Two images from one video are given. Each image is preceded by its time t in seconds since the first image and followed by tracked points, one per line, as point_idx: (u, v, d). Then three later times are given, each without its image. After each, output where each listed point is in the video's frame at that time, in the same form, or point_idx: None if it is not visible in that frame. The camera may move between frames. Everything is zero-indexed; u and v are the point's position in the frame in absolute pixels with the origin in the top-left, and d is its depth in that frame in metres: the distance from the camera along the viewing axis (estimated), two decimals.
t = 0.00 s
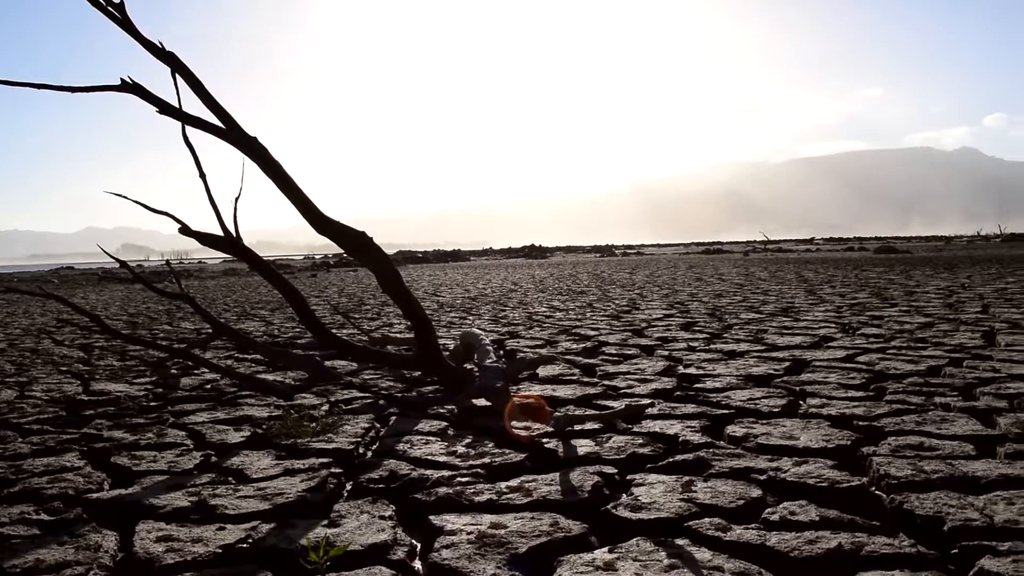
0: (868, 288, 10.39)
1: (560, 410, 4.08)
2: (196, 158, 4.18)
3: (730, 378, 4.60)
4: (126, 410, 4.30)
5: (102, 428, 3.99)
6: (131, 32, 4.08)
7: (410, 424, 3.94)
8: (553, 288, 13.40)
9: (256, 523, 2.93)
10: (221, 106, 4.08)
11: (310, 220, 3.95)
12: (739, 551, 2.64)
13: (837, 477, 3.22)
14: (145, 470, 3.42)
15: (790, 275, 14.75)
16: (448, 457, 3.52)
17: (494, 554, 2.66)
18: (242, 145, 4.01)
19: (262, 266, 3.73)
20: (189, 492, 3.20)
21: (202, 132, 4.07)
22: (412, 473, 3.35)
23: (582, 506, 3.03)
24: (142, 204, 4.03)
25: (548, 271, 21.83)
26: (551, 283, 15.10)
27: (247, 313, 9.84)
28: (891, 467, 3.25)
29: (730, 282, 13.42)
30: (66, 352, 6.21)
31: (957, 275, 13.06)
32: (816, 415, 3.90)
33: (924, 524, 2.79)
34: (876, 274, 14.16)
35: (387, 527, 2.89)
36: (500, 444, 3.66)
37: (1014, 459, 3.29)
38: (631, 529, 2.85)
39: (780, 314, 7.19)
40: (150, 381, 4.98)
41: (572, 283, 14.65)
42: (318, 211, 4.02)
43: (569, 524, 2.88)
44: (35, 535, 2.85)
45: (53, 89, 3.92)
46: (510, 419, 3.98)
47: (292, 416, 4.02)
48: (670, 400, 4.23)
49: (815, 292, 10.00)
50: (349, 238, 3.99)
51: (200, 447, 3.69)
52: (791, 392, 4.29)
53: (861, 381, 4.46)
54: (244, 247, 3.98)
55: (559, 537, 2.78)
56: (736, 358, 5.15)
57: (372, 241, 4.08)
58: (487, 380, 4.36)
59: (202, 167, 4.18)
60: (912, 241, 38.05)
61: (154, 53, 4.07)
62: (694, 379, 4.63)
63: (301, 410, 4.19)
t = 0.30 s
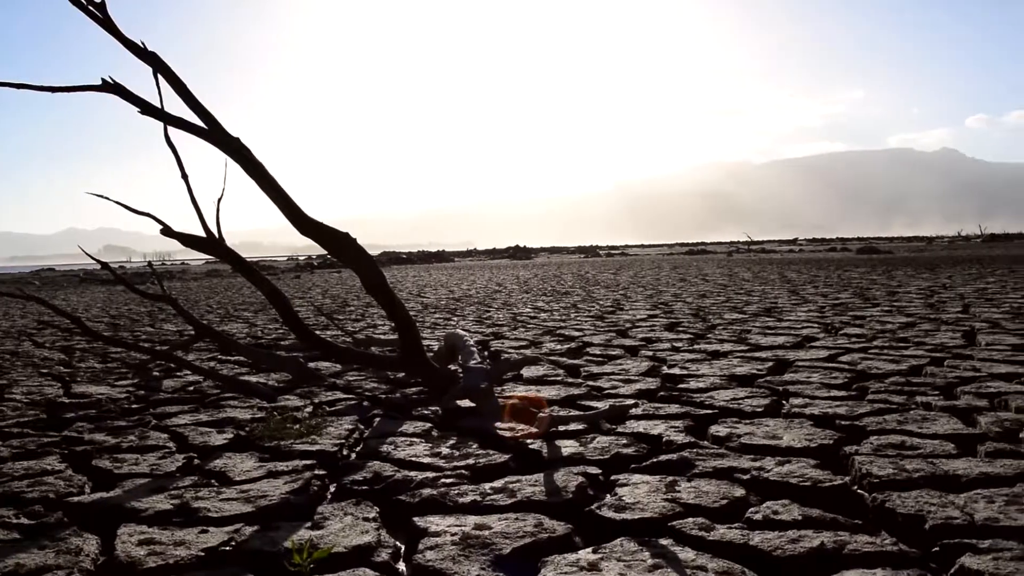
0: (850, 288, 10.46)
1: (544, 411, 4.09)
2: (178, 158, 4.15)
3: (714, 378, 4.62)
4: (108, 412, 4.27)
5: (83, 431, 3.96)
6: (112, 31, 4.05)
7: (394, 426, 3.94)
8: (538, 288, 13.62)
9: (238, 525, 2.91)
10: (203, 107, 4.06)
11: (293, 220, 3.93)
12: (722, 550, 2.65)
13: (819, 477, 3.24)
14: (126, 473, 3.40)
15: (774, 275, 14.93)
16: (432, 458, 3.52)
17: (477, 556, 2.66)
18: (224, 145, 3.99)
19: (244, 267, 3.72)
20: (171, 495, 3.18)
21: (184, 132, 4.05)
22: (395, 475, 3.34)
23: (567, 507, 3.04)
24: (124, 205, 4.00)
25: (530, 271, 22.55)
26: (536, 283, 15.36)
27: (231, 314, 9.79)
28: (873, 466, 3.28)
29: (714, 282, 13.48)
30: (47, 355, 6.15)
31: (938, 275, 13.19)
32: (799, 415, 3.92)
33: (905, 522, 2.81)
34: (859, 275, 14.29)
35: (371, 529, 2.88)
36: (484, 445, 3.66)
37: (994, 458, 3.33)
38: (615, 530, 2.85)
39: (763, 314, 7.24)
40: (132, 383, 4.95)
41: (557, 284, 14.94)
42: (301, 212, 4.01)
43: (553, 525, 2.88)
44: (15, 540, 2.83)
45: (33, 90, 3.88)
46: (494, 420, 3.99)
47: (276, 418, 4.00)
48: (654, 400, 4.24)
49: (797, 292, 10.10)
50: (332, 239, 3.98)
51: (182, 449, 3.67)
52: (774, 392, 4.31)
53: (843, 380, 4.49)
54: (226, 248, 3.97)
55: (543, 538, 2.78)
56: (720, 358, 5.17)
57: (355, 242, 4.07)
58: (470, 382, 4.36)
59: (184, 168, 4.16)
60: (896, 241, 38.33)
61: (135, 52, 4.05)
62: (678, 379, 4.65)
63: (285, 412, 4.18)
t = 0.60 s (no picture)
0: (831, 288, 10.54)
1: (528, 412, 4.09)
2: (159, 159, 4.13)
3: (696, 378, 4.64)
4: (88, 415, 4.24)
5: (63, 434, 3.93)
6: (92, 31, 4.02)
7: (377, 427, 3.93)
8: (521, 288, 13.92)
9: (220, 529, 2.90)
10: (184, 107, 4.04)
11: (275, 221, 3.92)
12: (704, 550, 2.66)
13: (800, 476, 3.26)
14: (107, 476, 3.37)
15: (755, 275, 15.29)
16: (415, 460, 3.51)
17: (461, 557, 2.66)
18: (205, 146, 3.97)
19: (227, 269, 3.70)
20: (152, 498, 3.16)
21: (165, 133, 4.03)
22: (378, 477, 3.34)
23: (550, 507, 3.04)
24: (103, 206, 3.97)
25: (515, 271, 23.29)
26: (518, 283, 15.71)
27: (213, 316, 9.74)
28: (854, 465, 3.30)
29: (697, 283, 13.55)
30: (26, 357, 6.10)
31: (918, 275, 13.32)
32: (781, 414, 3.95)
33: (886, 521, 2.83)
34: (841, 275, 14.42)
35: (354, 531, 2.88)
36: (467, 446, 3.66)
37: (974, 456, 3.36)
38: (598, 530, 2.86)
39: (746, 314, 7.28)
40: (113, 386, 4.91)
41: (541, 284, 15.29)
42: (283, 213, 4.00)
43: (537, 526, 2.89)
44: None
45: (12, 89, 3.85)
46: (477, 421, 3.99)
47: (258, 420, 3.99)
48: (637, 401, 4.26)
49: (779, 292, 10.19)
50: (315, 240, 3.97)
51: (163, 452, 3.65)
52: (756, 392, 4.34)
53: (825, 380, 4.52)
54: (208, 250, 3.95)
55: (526, 539, 2.78)
56: (702, 358, 5.20)
57: (338, 243, 4.06)
58: (454, 383, 4.36)
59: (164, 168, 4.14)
60: (880, 241, 38.62)
61: (115, 52, 4.02)
62: (661, 379, 4.66)
63: (267, 414, 4.16)
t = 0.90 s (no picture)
0: (813, 288, 10.62)
1: (510, 413, 4.10)
2: (139, 159, 4.11)
3: (678, 378, 4.66)
4: (67, 418, 4.21)
5: (41, 437, 3.89)
6: (71, 31, 3.99)
7: (360, 429, 3.92)
8: (503, 288, 14.18)
9: (201, 531, 2.88)
10: (164, 108, 4.02)
11: (256, 222, 3.90)
12: (686, 549, 2.67)
13: (782, 475, 3.28)
14: (86, 480, 3.35)
15: (738, 275, 15.37)
16: (397, 461, 3.51)
17: (443, 558, 2.66)
18: (186, 146, 3.94)
19: (207, 270, 3.68)
20: (133, 502, 3.13)
21: (144, 133, 4.00)
22: (361, 478, 3.33)
23: (533, 508, 3.05)
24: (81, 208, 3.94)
25: (499, 271, 23.72)
26: (500, 283, 16.01)
27: (195, 318, 9.67)
28: (835, 463, 3.33)
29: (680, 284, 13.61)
30: (3, 360, 6.03)
31: (898, 275, 13.45)
32: (762, 414, 3.97)
33: (866, 519, 2.85)
34: (822, 275, 14.52)
35: (336, 533, 2.87)
36: (450, 447, 3.66)
37: (952, 454, 3.39)
38: (581, 530, 2.87)
39: (728, 314, 7.33)
40: (92, 388, 4.88)
41: (524, 284, 15.57)
42: (264, 214, 3.98)
43: (519, 526, 2.89)
44: None
45: None
46: (460, 422, 3.99)
47: (239, 422, 3.97)
48: (619, 401, 4.27)
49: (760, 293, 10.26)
50: (297, 241, 3.95)
51: (144, 454, 3.63)
52: (737, 392, 4.36)
53: (806, 379, 4.55)
54: (188, 251, 3.92)
55: (509, 540, 2.79)
56: (684, 358, 5.22)
57: (320, 244, 4.05)
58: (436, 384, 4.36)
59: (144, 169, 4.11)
60: (863, 241, 38.92)
61: (94, 52, 3.99)
62: (643, 379, 4.68)
63: (248, 416, 4.14)
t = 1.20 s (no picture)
0: (794, 288, 10.68)
1: (493, 413, 4.10)
2: (118, 160, 4.08)
3: (660, 378, 4.67)
4: (45, 421, 4.17)
5: (19, 440, 3.85)
6: (48, 29, 3.95)
7: (341, 430, 3.91)
8: (487, 288, 14.43)
9: (182, 534, 2.86)
10: (144, 108, 3.99)
11: (237, 223, 3.88)
12: (668, 548, 2.69)
13: (763, 474, 3.30)
14: (65, 483, 3.32)
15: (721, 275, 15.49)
16: (380, 462, 3.50)
17: (425, 559, 2.66)
18: (166, 147, 3.92)
19: (188, 271, 3.66)
20: (112, 505, 3.11)
21: (123, 133, 3.97)
22: (343, 480, 3.32)
23: (515, 508, 3.05)
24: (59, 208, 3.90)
25: (483, 271, 24.21)
26: (482, 283, 16.25)
27: (176, 319, 9.61)
28: (816, 462, 3.35)
29: (662, 284, 13.67)
30: None
31: (879, 274, 13.56)
32: (743, 413, 4.00)
33: (846, 517, 2.88)
34: (803, 275, 14.62)
35: (318, 535, 2.86)
36: (432, 448, 3.66)
37: (931, 453, 3.43)
38: (563, 531, 2.87)
39: (710, 314, 7.37)
40: (71, 390, 4.83)
41: (506, 284, 15.80)
42: (245, 214, 3.96)
43: (502, 527, 2.89)
44: None
45: None
46: (442, 422, 3.99)
47: (220, 424, 3.95)
48: (601, 401, 4.28)
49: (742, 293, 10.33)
50: (278, 242, 3.93)
51: (123, 457, 3.60)
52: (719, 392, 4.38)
53: (787, 379, 4.59)
54: (168, 252, 3.89)
55: (491, 541, 2.79)
56: (666, 358, 5.24)
57: (301, 245, 4.03)
58: (419, 384, 4.36)
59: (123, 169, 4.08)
60: (846, 240, 39.19)
61: (72, 52, 3.96)
62: (626, 379, 4.70)
63: (229, 418, 4.12)
